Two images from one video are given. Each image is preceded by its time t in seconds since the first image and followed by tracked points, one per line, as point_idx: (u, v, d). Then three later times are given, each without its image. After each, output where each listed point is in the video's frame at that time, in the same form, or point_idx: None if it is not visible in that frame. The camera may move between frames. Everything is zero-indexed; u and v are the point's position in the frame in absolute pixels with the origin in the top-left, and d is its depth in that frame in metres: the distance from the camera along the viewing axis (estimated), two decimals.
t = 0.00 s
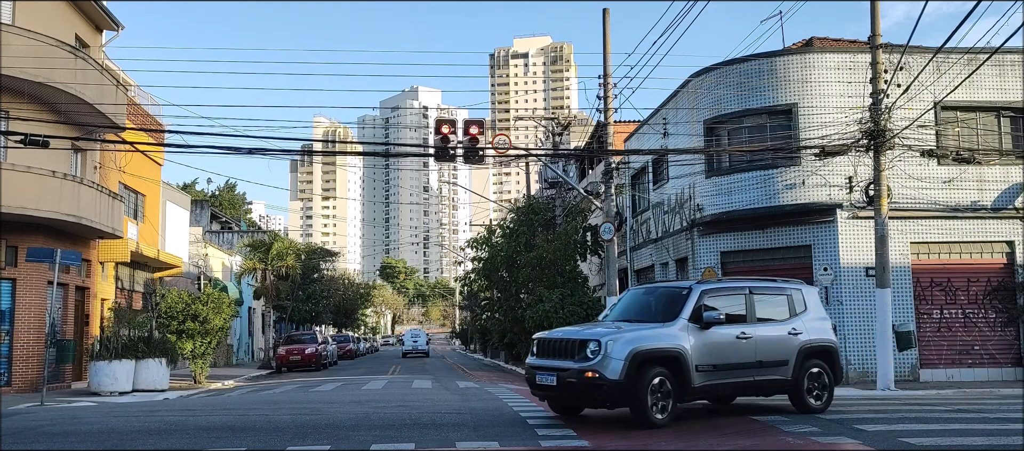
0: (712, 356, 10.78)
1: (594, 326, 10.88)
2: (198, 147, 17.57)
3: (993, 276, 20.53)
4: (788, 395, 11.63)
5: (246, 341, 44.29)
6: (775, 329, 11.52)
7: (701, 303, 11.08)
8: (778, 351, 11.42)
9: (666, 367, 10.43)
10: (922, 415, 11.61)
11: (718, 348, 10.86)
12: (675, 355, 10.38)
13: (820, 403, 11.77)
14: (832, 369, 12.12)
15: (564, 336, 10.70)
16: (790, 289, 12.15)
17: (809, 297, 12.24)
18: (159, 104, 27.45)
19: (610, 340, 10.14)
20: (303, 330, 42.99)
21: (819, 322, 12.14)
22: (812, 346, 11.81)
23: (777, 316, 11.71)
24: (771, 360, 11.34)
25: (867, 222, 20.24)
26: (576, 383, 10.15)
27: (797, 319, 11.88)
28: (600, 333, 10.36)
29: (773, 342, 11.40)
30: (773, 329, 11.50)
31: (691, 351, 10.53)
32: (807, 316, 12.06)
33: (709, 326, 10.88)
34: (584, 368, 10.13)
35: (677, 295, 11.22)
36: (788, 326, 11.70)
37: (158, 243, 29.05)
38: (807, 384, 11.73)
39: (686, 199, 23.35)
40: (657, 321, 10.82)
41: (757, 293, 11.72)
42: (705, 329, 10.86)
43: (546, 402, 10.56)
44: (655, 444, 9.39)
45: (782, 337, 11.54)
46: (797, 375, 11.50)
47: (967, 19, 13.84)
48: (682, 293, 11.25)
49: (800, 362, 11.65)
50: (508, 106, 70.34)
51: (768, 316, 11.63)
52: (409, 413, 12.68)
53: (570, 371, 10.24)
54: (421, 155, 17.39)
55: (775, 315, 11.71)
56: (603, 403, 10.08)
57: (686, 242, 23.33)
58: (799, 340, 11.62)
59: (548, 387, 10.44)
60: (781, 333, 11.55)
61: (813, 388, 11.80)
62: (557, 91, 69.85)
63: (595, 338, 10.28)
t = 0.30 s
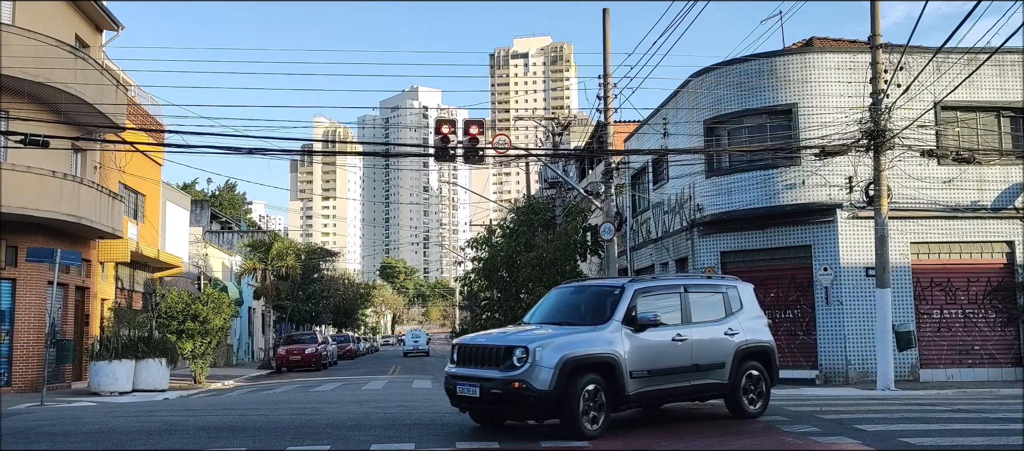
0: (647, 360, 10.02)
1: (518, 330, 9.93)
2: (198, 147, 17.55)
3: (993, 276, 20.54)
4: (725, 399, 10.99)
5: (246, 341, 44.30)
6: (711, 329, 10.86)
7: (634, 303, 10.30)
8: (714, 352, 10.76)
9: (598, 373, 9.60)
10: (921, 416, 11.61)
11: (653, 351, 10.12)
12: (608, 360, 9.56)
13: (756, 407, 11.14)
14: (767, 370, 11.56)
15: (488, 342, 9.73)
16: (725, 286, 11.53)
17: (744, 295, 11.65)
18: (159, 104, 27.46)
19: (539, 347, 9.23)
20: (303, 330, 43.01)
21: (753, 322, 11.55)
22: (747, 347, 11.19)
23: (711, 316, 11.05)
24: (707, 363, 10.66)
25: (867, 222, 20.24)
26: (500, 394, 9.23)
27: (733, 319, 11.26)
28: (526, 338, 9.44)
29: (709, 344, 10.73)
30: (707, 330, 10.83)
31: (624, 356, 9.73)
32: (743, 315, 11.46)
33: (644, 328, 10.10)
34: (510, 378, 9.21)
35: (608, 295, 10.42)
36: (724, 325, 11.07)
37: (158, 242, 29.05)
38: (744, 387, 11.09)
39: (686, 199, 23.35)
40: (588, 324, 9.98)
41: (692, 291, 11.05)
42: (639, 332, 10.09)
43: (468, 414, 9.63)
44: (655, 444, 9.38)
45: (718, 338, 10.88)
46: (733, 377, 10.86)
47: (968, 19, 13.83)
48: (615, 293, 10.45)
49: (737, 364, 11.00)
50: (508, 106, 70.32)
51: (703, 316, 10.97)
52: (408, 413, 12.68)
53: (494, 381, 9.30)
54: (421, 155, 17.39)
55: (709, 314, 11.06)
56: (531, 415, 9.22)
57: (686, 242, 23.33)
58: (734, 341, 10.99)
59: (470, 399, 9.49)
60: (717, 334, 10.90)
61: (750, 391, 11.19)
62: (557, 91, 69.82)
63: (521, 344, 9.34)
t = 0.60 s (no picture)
0: (578, 365, 9.01)
1: (436, 333, 8.82)
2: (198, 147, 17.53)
3: (993, 276, 20.54)
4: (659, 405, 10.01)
5: (246, 341, 44.32)
6: (647, 330, 9.90)
7: (565, 303, 9.29)
8: (650, 356, 9.79)
9: (527, 379, 8.59)
10: (921, 416, 11.61)
11: (585, 355, 9.10)
12: (539, 366, 8.57)
13: (693, 415, 10.21)
14: (704, 375, 10.61)
15: (402, 346, 8.60)
16: (661, 284, 10.57)
17: (681, 293, 10.70)
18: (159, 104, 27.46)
19: (462, 352, 8.17)
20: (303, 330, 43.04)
21: (691, 322, 10.60)
22: (685, 350, 10.24)
23: (647, 315, 10.09)
24: (643, 367, 9.69)
25: (867, 222, 20.23)
26: (418, 406, 8.13)
27: (670, 319, 10.30)
28: (447, 341, 8.37)
29: (645, 347, 9.76)
30: (644, 331, 9.85)
31: (554, 361, 8.72)
32: (681, 314, 10.51)
33: (575, 330, 9.09)
34: (429, 387, 8.13)
35: (537, 294, 9.37)
36: (661, 326, 10.10)
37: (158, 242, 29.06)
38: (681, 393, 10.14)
39: (686, 199, 23.35)
40: (515, 326, 8.94)
41: (627, 289, 10.07)
42: (570, 333, 9.08)
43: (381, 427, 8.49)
44: (654, 444, 9.37)
45: (654, 339, 9.91)
46: (669, 383, 9.90)
47: (968, 20, 13.85)
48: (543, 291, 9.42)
49: (672, 369, 10.04)
50: (508, 106, 70.30)
51: (639, 317, 10.00)
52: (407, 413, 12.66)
53: (411, 391, 8.19)
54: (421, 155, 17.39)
55: (645, 313, 10.08)
56: (453, 428, 8.17)
57: (686, 242, 23.33)
58: (671, 342, 10.05)
59: (384, 411, 8.36)
60: (653, 336, 9.92)
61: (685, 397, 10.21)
62: (557, 91, 69.80)
63: (440, 348, 8.27)
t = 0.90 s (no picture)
0: (517, 374, 8.10)
1: (357, 338, 7.76)
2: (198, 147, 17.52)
3: (993, 276, 20.54)
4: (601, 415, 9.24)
5: (246, 341, 44.36)
6: (591, 335, 9.08)
7: (505, 305, 8.37)
8: (592, 363, 8.96)
9: (461, 391, 7.65)
10: (921, 416, 11.61)
11: (525, 362, 8.21)
12: (475, 376, 7.64)
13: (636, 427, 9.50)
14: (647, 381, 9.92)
15: (319, 353, 7.51)
16: (605, 284, 9.78)
17: (626, 294, 9.93)
18: (159, 104, 27.48)
19: (389, 361, 7.15)
20: (303, 330, 43.07)
21: (636, 325, 9.82)
22: (629, 355, 9.46)
23: (590, 317, 9.26)
24: (585, 375, 8.85)
25: (867, 222, 20.23)
26: (336, 422, 7.08)
27: (614, 322, 9.51)
28: (370, 348, 7.34)
29: (588, 353, 8.93)
30: (587, 336, 9.02)
31: (491, 370, 7.81)
32: (626, 316, 9.73)
33: (515, 335, 8.19)
34: (349, 401, 7.07)
35: (473, 295, 8.40)
36: (605, 330, 9.29)
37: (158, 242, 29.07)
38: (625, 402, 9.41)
39: (686, 199, 23.35)
40: (447, 330, 7.96)
41: (570, 290, 9.22)
42: (510, 339, 8.17)
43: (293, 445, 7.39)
44: (654, 444, 9.37)
45: (598, 343, 9.11)
46: (614, 392, 9.14)
47: (967, 20, 13.89)
48: (480, 292, 8.44)
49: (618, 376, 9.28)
50: (508, 106, 70.30)
51: (583, 320, 9.16)
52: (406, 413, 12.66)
53: (328, 405, 7.13)
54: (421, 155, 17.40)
55: (588, 315, 9.25)
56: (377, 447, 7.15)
57: (686, 242, 23.33)
58: (615, 348, 9.26)
59: (297, 427, 7.24)
60: (596, 341, 9.10)
61: (629, 408, 9.49)
62: (557, 91, 69.78)
63: (362, 356, 7.23)
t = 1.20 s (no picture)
0: (459, 380, 7.48)
1: (280, 344, 7.05)
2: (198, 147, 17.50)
3: (993, 277, 20.55)
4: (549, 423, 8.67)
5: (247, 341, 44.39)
6: (539, 336, 8.51)
7: (445, 305, 7.79)
8: (540, 366, 8.37)
9: (396, 400, 6.99)
10: (921, 415, 11.61)
11: (468, 367, 7.60)
12: (412, 383, 7.01)
13: (586, 433, 8.95)
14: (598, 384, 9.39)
15: (237, 361, 6.79)
16: (552, 281, 9.25)
17: (575, 292, 9.40)
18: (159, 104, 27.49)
19: (315, 368, 6.49)
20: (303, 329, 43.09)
21: (585, 325, 9.25)
22: (578, 358, 8.90)
23: (537, 318, 8.68)
24: (533, 380, 8.25)
25: (867, 222, 20.24)
26: (254, 436, 6.39)
27: (563, 321, 8.96)
28: (295, 355, 6.65)
29: (535, 356, 8.34)
30: (534, 336, 8.45)
31: (431, 377, 7.19)
32: (575, 316, 9.19)
33: (456, 338, 7.60)
34: (271, 413, 6.39)
35: (409, 293, 7.81)
36: (553, 331, 8.73)
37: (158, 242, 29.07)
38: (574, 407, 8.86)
39: (686, 199, 23.34)
40: (382, 333, 7.34)
41: (516, 288, 8.66)
42: (451, 342, 7.57)
43: None
44: (654, 444, 9.38)
45: (545, 346, 8.51)
46: (563, 396, 8.57)
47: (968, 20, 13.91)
48: (417, 290, 7.85)
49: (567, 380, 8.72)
50: (508, 106, 70.29)
51: (531, 320, 8.59)
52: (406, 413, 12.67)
53: (247, 418, 6.43)
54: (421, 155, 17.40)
55: (535, 315, 8.68)
56: None
57: (686, 242, 23.31)
58: (563, 350, 8.69)
59: (212, 443, 6.52)
60: (544, 343, 8.52)
61: (579, 414, 8.95)
62: (557, 91, 69.76)
63: (285, 363, 6.55)
